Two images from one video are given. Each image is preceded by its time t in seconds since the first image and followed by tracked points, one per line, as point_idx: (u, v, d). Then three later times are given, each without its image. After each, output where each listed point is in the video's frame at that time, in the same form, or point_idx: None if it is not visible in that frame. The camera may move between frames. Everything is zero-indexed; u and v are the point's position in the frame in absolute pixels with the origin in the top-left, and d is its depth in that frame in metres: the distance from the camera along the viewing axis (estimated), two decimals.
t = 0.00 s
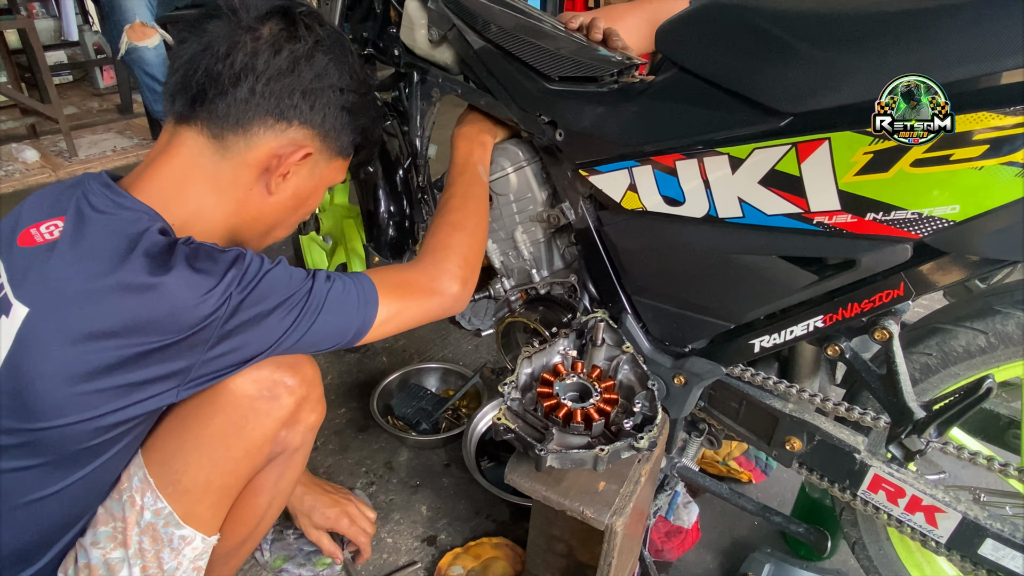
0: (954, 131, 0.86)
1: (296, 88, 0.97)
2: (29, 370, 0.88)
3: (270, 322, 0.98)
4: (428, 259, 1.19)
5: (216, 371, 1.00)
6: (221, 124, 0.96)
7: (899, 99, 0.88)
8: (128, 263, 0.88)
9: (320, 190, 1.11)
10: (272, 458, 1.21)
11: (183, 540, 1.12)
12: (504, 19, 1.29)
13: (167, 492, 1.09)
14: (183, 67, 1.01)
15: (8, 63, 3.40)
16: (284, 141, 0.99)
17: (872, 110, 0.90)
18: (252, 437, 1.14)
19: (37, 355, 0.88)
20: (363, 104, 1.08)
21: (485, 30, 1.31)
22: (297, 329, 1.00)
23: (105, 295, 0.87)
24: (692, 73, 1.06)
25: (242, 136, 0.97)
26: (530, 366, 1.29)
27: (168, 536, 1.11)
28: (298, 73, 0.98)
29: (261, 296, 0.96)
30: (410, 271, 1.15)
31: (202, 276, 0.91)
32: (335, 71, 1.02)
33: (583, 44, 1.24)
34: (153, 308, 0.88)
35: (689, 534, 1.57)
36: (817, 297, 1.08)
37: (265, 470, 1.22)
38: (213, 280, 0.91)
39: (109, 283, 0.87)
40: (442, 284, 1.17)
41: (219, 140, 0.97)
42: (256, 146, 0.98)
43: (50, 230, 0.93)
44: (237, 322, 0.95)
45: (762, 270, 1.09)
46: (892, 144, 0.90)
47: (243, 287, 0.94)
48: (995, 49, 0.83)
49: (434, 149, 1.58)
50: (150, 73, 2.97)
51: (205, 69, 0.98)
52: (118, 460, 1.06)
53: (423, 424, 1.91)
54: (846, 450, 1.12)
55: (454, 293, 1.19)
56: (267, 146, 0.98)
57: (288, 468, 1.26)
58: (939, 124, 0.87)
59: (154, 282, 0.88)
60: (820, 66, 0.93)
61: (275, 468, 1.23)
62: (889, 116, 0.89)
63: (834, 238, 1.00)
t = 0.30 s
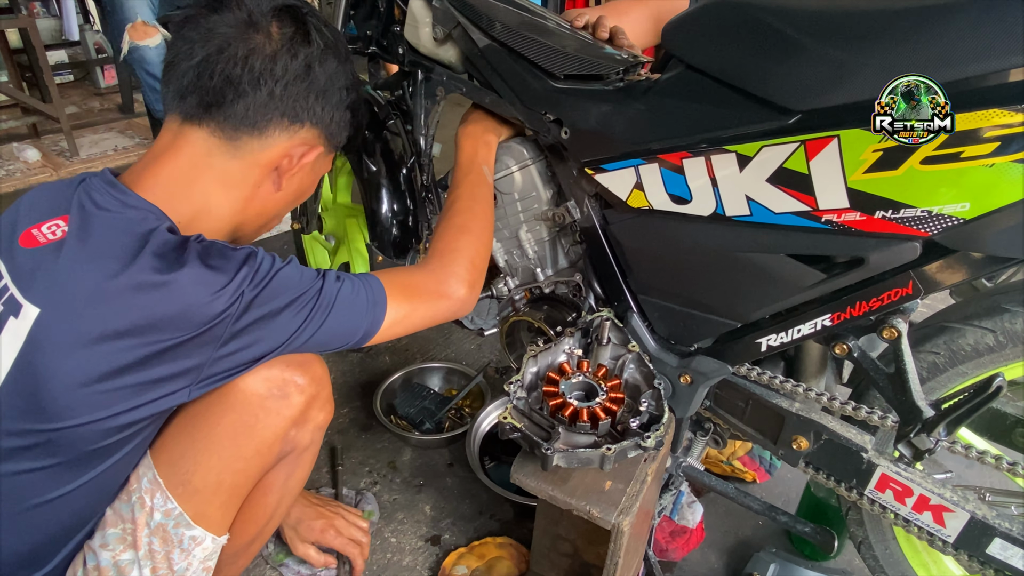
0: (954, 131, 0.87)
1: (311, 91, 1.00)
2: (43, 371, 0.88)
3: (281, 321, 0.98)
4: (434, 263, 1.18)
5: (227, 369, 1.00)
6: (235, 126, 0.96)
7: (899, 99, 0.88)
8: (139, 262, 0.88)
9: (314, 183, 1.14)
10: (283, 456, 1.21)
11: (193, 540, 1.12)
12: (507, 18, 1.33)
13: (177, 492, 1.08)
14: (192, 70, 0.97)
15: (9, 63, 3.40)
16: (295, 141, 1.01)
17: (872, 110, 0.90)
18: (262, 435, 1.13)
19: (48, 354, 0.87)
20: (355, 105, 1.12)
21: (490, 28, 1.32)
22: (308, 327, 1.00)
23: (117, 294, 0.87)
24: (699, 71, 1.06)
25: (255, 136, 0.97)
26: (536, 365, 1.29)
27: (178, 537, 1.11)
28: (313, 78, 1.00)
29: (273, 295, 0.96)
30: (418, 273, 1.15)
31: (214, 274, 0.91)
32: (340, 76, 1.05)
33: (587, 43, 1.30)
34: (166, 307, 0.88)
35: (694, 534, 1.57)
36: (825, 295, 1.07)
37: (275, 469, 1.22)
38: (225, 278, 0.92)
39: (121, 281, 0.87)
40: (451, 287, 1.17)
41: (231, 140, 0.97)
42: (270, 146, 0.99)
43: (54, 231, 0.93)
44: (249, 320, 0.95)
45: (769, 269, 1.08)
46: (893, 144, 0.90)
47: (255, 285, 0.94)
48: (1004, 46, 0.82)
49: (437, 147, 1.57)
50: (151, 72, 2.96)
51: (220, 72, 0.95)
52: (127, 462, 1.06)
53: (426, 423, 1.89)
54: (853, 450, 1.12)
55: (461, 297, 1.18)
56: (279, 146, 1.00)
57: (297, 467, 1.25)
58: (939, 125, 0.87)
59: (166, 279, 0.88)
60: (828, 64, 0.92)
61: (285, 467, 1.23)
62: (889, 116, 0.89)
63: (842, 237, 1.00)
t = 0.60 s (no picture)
0: (954, 132, 0.87)
1: (293, 82, 1.01)
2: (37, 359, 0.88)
3: (272, 312, 0.99)
4: (430, 263, 1.19)
5: (218, 361, 1.00)
6: (219, 118, 0.96)
7: (899, 99, 0.89)
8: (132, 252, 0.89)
9: (296, 173, 1.15)
10: (279, 454, 1.21)
11: (191, 538, 1.12)
12: (507, 19, 1.34)
13: (173, 490, 1.09)
14: (173, 67, 0.97)
15: (9, 63, 3.40)
16: (280, 131, 1.02)
17: (872, 110, 0.91)
18: (257, 433, 1.13)
19: (42, 343, 0.88)
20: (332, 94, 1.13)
21: (490, 30, 1.32)
22: (299, 318, 1.01)
23: (109, 281, 0.88)
24: (697, 73, 1.06)
25: (240, 127, 0.98)
26: (536, 366, 1.30)
27: (175, 534, 1.11)
28: (296, 70, 1.01)
29: (264, 285, 0.97)
30: (413, 272, 1.15)
31: (205, 263, 0.92)
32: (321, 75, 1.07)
33: (587, 45, 1.29)
34: (158, 296, 0.89)
35: (694, 534, 1.57)
36: (824, 296, 1.08)
37: (271, 467, 1.22)
38: (217, 266, 0.93)
39: (113, 269, 0.88)
40: (445, 287, 1.17)
41: (217, 132, 0.97)
42: (256, 138, 1.00)
43: (45, 227, 0.93)
44: (240, 310, 0.96)
45: (768, 270, 1.09)
46: (893, 144, 0.91)
47: (246, 276, 0.96)
48: (1003, 48, 0.83)
49: (439, 149, 1.58)
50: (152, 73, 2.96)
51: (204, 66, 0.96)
52: (122, 455, 1.06)
53: (427, 424, 1.90)
54: (852, 450, 1.12)
55: (456, 298, 1.18)
56: (264, 137, 1.01)
57: (295, 464, 1.26)
58: (939, 125, 0.88)
59: (158, 267, 0.89)
60: (827, 66, 0.93)
61: (280, 466, 1.23)
62: (889, 116, 0.90)
63: (840, 238, 1.01)
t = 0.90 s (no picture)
0: (954, 132, 0.87)
1: (265, 76, 0.99)
2: (23, 356, 0.88)
3: (257, 309, 1.00)
4: (422, 261, 1.19)
5: (203, 358, 1.00)
6: (190, 110, 0.96)
7: (899, 99, 0.89)
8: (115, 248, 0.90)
9: (292, 181, 1.10)
10: (268, 452, 1.21)
11: (181, 536, 1.12)
12: (506, 20, 1.33)
13: (163, 488, 1.09)
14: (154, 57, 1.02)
15: (10, 64, 3.40)
16: (255, 128, 1.00)
17: (872, 110, 0.91)
18: (245, 432, 1.13)
19: (26, 341, 0.87)
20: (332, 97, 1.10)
21: (488, 31, 1.32)
22: (284, 314, 1.02)
23: (94, 278, 0.88)
24: (696, 74, 1.06)
25: (211, 122, 0.97)
26: (535, 367, 1.30)
27: (166, 533, 1.11)
28: (267, 58, 1.00)
29: (249, 281, 0.98)
30: (404, 271, 1.16)
31: (189, 259, 0.93)
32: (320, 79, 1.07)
33: (586, 46, 1.28)
34: (141, 292, 0.90)
35: (693, 534, 1.57)
36: (823, 297, 1.08)
37: (260, 465, 1.22)
38: (201, 262, 0.94)
39: (98, 265, 0.88)
40: (435, 286, 1.17)
41: (190, 127, 0.97)
42: (227, 132, 0.98)
43: (29, 226, 0.92)
44: (224, 306, 0.97)
45: (766, 271, 1.09)
46: (892, 145, 0.91)
47: (230, 272, 0.96)
48: (1001, 49, 0.83)
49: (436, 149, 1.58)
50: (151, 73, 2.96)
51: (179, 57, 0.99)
52: (111, 454, 1.07)
53: (426, 424, 1.90)
54: (850, 451, 1.13)
55: (447, 297, 1.18)
56: (237, 133, 0.99)
57: (285, 463, 1.25)
58: (939, 125, 0.88)
59: (143, 264, 0.90)
60: (825, 66, 0.93)
61: (270, 465, 1.23)
62: (889, 116, 0.90)
63: (839, 239, 1.01)
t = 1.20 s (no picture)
0: (954, 132, 0.87)
1: (262, 88, 0.97)
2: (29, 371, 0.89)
3: (263, 318, 1.00)
4: (423, 261, 1.19)
5: (211, 364, 1.01)
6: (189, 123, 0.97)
7: (899, 99, 0.89)
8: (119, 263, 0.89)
9: (298, 199, 1.08)
10: (269, 453, 1.22)
11: (181, 538, 1.12)
12: (507, 19, 1.31)
13: (163, 490, 1.09)
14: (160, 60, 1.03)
15: (9, 64, 3.39)
16: (253, 142, 0.98)
17: (872, 110, 0.91)
18: (246, 433, 1.14)
19: (33, 354, 0.88)
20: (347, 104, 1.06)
21: (488, 31, 1.32)
22: (290, 323, 1.02)
23: (100, 293, 0.88)
24: (695, 74, 1.06)
25: (209, 136, 0.97)
26: (534, 366, 1.30)
27: (166, 534, 1.11)
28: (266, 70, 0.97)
29: (254, 291, 0.98)
30: (406, 271, 1.16)
31: (195, 271, 0.93)
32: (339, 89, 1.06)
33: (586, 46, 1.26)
34: (146, 306, 0.90)
35: (693, 534, 1.57)
36: (822, 296, 1.08)
37: (261, 466, 1.22)
38: (207, 274, 0.93)
39: (103, 280, 0.88)
40: (437, 287, 1.17)
41: (189, 140, 0.98)
42: (224, 147, 0.98)
43: (31, 237, 0.92)
44: (230, 317, 0.97)
45: (764, 271, 1.09)
46: (892, 145, 0.91)
47: (235, 283, 0.96)
48: (999, 49, 0.83)
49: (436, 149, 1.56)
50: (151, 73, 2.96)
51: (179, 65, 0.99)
52: (113, 460, 1.07)
53: (425, 424, 1.90)
54: (849, 450, 1.13)
55: (448, 297, 1.19)
56: (236, 147, 0.98)
57: (286, 463, 1.26)
58: (939, 125, 0.88)
59: (149, 278, 0.89)
60: (824, 67, 0.93)
61: (271, 466, 1.24)
62: (889, 116, 0.90)
63: (837, 239, 1.01)
